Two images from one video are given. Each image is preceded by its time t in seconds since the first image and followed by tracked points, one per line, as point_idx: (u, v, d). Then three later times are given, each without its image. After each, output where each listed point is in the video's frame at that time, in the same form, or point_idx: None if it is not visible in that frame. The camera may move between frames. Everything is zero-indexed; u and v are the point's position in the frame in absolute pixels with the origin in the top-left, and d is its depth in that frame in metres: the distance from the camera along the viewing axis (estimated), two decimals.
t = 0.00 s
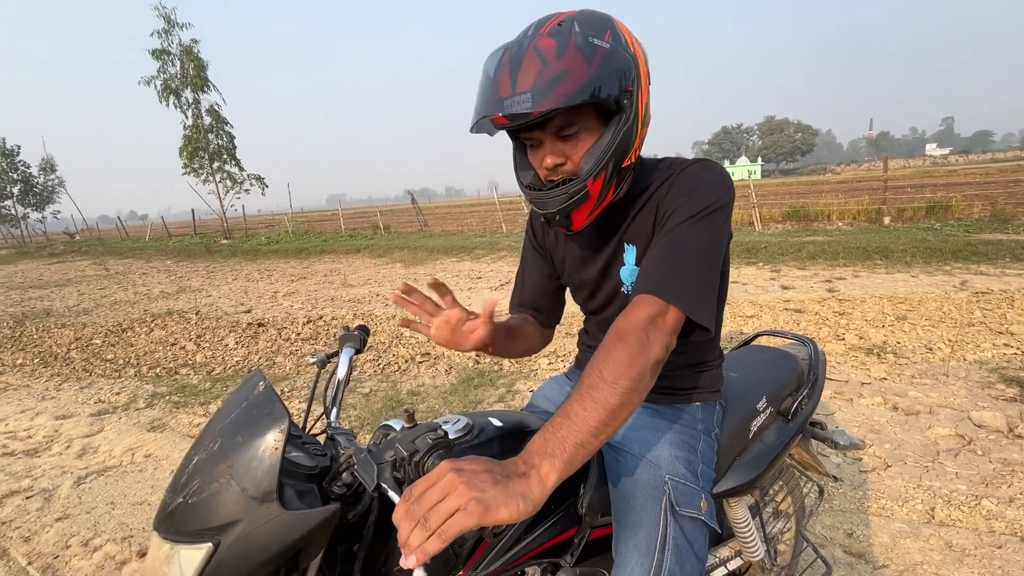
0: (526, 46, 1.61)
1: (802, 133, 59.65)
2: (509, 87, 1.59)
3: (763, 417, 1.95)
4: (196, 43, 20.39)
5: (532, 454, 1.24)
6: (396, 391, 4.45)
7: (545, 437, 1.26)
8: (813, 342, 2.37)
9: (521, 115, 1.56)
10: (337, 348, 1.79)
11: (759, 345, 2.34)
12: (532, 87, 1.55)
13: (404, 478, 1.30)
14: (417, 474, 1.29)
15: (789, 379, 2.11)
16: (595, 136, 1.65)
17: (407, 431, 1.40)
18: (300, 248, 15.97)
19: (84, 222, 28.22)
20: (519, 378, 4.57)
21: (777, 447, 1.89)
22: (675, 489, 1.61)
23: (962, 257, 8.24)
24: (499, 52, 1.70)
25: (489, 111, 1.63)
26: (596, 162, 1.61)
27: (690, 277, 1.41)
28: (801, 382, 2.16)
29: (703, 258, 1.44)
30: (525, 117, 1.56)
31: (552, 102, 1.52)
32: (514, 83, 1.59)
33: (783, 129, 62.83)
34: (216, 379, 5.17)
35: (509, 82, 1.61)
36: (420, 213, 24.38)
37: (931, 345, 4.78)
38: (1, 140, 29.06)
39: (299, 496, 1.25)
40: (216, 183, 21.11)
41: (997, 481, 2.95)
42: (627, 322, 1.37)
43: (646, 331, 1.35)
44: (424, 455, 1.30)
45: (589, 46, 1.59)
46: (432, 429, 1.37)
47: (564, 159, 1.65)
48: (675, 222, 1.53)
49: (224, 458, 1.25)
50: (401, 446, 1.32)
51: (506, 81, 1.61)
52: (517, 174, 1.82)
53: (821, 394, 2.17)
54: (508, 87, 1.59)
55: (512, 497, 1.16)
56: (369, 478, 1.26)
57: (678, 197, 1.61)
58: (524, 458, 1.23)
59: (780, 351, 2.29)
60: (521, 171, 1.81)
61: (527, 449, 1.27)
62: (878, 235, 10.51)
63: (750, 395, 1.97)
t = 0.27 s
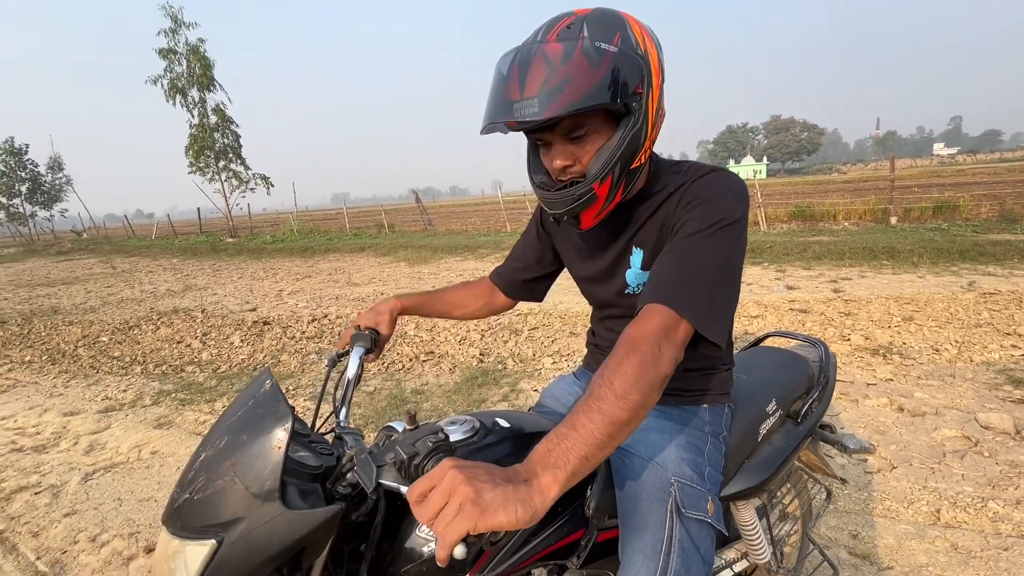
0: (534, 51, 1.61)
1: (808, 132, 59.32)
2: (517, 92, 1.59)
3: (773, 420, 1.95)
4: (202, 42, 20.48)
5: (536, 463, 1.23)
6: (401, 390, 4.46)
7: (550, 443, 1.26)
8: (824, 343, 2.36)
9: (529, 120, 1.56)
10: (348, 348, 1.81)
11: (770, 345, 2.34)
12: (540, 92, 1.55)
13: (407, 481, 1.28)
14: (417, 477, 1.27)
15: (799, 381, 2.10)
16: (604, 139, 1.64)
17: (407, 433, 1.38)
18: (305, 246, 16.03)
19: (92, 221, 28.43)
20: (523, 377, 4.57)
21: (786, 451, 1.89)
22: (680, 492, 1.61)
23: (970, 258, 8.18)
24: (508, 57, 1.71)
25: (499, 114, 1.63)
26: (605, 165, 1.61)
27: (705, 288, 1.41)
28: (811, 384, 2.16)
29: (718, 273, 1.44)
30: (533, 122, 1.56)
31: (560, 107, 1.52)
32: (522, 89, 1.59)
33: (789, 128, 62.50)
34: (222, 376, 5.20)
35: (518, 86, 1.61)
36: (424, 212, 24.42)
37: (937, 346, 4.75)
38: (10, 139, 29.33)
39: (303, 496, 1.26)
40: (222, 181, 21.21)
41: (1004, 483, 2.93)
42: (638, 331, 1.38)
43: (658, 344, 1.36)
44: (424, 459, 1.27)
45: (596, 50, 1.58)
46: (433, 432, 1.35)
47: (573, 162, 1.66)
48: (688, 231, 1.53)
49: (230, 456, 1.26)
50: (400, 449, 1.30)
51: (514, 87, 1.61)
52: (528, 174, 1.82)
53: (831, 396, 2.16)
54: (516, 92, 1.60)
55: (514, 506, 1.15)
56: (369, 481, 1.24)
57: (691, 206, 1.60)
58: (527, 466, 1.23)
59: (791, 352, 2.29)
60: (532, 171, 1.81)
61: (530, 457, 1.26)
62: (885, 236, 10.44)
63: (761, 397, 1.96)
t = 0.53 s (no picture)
0: (575, 24, 1.64)
1: (814, 132, 59.02)
2: (556, 61, 1.62)
3: (781, 422, 1.94)
4: (208, 41, 20.57)
5: (545, 428, 1.19)
6: (404, 388, 4.47)
7: (560, 411, 1.22)
8: (833, 345, 2.35)
9: (567, 88, 1.59)
10: (350, 346, 1.82)
11: (779, 346, 2.33)
12: (580, 62, 1.57)
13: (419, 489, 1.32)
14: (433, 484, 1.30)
15: (807, 384, 2.10)
16: (631, 118, 1.68)
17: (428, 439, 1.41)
18: (310, 245, 16.08)
19: (99, 218, 28.62)
20: (527, 376, 4.57)
21: (794, 454, 1.89)
22: (679, 498, 1.60)
23: (977, 258, 8.12)
24: (546, 29, 1.72)
25: (533, 82, 1.64)
26: (631, 141, 1.63)
27: (712, 275, 1.41)
28: (820, 387, 2.15)
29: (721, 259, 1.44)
30: (569, 91, 1.59)
31: (599, 78, 1.55)
32: (561, 58, 1.61)
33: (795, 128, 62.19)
34: (227, 374, 5.23)
35: (556, 56, 1.63)
36: (428, 211, 24.44)
37: (944, 347, 4.73)
38: (18, 138, 29.58)
39: (313, 502, 1.28)
40: (227, 180, 21.30)
41: (1010, 484, 2.92)
42: (653, 311, 1.37)
43: (670, 324, 1.35)
44: (440, 466, 1.30)
45: (636, 29, 1.62)
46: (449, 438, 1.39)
47: (598, 136, 1.69)
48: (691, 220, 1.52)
49: (237, 463, 1.27)
50: (417, 456, 1.34)
51: (553, 55, 1.63)
52: (551, 148, 1.84)
53: (840, 399, 2.16)
54: (555, 61, 1.61)
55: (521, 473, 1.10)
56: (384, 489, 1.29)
57: (699, 191, 1.60)
58: (537, 432, 1.19)
59: (800, 353, 2.28)
60: (553, 145, 1.83)
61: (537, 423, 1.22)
62: (891, 236, 10.38)
63: (770, 399, 1.96)
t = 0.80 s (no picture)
0: (579, 26, 1.64)
1: (819, 131, 58.73)
2: (562, 63, 1.62)
3: (788, 422, 1.93)
4: (214, 39, 20.65)
5: (586, 443, 1.20)
6: (408, 386, 4.49)
7: (598, 425, 1.22)
8: (840, 346, 2.34)
9: (574, 89, 1.59)
10: (353, 343, 1.82)
11: (785, 346, 2.32)
12: (586, 62, 1.58)
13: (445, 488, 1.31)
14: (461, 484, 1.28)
15: (814, 384, 2.09)
16: (638, 116, 1.67)
17: (451, 437, 1.38)
18: (314, 243, 16.13)
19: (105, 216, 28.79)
20: (530, 375, 4.57)
21: (801, 454, 1.88)
22: (688, 496, 1.60)
23: (984, 259, 8.05)
24: (551, 33, 1.73)
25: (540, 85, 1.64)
26: (639, 138, 1.63)
27: (727, 276, 1.40)
28: (826, 387, 2.15)
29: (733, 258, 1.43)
30: (577, 92, 1.59)
31: (605, 78, 1.55)
32: (567, 59, 1.61)
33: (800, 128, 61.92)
34: (231, 371, 5.26)
35: (561, 59, 1.63)
36: (432, 210, 24.45)
37: (950, 349, 4.70)
38: (26, 136, 29.82)
39: (333, 503, 1.29)
40: (232, 178, 21.38)
41: (1017, 487, 2.90)
42: (677, 317, 1.36)
43: (698, 328, 1.34)
44: (469, 467, 1.27)
45: (640, 28, 1.62)
46: (476, 439, 1.35)
47: (607, 136, 1.69)
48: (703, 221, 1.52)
49: (254, 467, 1.27)
50: (445, 457, 1.30)
51: (558, 58, 1.63)
52: (559, 150, 1.83)
53: (847, 400, 2.15)
54: (561, 63, 1.62)
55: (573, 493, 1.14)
56: (417, 492, 1.26)
57: (707, 192, 1.59)
58: (578, 448, 1.19)
59: (806, 353, 2.27)
60: (560, 146, 1.83)
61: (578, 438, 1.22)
62: (897, 236, 10.32)
63: (776, 399, 1.96)
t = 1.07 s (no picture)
0: (590, 22, 1.63)
1: (824, 131, 58.49)
2: (578, 60, 1.60)
3: (790, 420, 1.92)
4: (219, 38, 20.71)
5: (590, 448, 1.20)
6: (411, 384, 4.49)
7: (602, 429, 1.22)
8: (841, 345, 2.33)
9: (595, 84, 1.58)
10: (356, 339, 1.83)
11: (786, 346, 2.31)
12: (605, 57, 1.57)
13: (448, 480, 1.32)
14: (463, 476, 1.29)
15: (816, 382, 2.08)
16: (652, 111, 1.69)
17: (450, 432, 1.39)
18: (317, 242, 16.16)
19: (110, 214, 28.93)
20: (533, 374, 4.57)
21: (803, 452, 1.87)
22: (691, 493, 1.59)
23: (990, 260, 8.00)
24: (557, 32, 1.71)
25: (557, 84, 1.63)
26: (660, 131, 1.63)
27: (735, 282, 1.40)
28: (828, 386, 2.13)
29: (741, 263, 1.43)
30: (598, 86, 1.58)
31: (629, 70, 1.56)
32: (583, 56, 1.60)
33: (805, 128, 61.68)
34: (235, 369, 5.27)
35: (576, 55, 1.62)
36: (436, 209, 24.45)
37: (955, 350, 4.67)
38: (33, 134, 29.98)
39: (335, 496, 1.29)
40: (237, 177, 21.44)
41: None
42: (686, 324, 1.36)
43: (706, 336, 1.34)
44: (471, 459, 1.29)
45: (649, 22, 1.64)
46: (477, 430, 1.37)
47: (625, 132, 1.68)
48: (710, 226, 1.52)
49: (257, 458, 1.27)
50: (446, 449, 1.32)
51: (572, 55, 1.62)
52: (567, 152, 1.78)
53: (849, 398, 2.14)
54: (577, 60, 1.60)
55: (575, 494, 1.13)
56: (419, 481, 1.26)
57: (715, 194, 1.59)
58: (582, 451, 1.19)
59: (807, 352, 2.26)
60: (571, 148, 1.78)
61: (582, 441, 1.22)
62: (903, 237, 10.26)
63: (778, 397, 1.95)
